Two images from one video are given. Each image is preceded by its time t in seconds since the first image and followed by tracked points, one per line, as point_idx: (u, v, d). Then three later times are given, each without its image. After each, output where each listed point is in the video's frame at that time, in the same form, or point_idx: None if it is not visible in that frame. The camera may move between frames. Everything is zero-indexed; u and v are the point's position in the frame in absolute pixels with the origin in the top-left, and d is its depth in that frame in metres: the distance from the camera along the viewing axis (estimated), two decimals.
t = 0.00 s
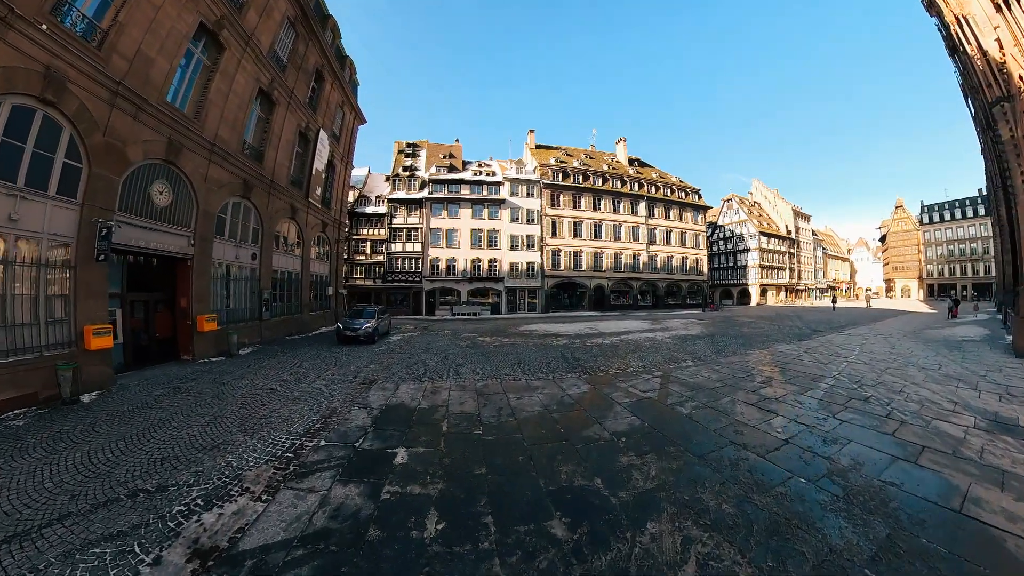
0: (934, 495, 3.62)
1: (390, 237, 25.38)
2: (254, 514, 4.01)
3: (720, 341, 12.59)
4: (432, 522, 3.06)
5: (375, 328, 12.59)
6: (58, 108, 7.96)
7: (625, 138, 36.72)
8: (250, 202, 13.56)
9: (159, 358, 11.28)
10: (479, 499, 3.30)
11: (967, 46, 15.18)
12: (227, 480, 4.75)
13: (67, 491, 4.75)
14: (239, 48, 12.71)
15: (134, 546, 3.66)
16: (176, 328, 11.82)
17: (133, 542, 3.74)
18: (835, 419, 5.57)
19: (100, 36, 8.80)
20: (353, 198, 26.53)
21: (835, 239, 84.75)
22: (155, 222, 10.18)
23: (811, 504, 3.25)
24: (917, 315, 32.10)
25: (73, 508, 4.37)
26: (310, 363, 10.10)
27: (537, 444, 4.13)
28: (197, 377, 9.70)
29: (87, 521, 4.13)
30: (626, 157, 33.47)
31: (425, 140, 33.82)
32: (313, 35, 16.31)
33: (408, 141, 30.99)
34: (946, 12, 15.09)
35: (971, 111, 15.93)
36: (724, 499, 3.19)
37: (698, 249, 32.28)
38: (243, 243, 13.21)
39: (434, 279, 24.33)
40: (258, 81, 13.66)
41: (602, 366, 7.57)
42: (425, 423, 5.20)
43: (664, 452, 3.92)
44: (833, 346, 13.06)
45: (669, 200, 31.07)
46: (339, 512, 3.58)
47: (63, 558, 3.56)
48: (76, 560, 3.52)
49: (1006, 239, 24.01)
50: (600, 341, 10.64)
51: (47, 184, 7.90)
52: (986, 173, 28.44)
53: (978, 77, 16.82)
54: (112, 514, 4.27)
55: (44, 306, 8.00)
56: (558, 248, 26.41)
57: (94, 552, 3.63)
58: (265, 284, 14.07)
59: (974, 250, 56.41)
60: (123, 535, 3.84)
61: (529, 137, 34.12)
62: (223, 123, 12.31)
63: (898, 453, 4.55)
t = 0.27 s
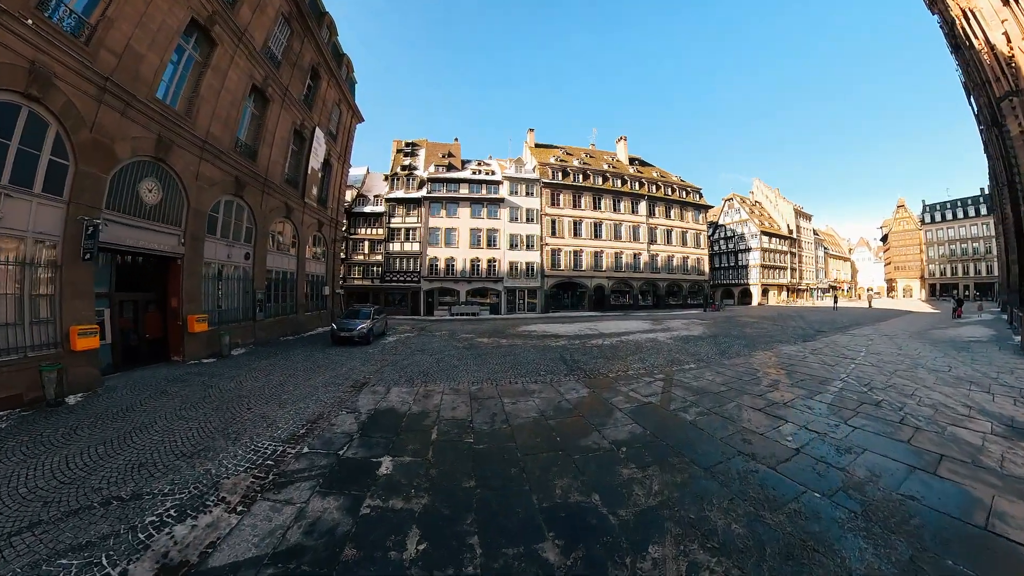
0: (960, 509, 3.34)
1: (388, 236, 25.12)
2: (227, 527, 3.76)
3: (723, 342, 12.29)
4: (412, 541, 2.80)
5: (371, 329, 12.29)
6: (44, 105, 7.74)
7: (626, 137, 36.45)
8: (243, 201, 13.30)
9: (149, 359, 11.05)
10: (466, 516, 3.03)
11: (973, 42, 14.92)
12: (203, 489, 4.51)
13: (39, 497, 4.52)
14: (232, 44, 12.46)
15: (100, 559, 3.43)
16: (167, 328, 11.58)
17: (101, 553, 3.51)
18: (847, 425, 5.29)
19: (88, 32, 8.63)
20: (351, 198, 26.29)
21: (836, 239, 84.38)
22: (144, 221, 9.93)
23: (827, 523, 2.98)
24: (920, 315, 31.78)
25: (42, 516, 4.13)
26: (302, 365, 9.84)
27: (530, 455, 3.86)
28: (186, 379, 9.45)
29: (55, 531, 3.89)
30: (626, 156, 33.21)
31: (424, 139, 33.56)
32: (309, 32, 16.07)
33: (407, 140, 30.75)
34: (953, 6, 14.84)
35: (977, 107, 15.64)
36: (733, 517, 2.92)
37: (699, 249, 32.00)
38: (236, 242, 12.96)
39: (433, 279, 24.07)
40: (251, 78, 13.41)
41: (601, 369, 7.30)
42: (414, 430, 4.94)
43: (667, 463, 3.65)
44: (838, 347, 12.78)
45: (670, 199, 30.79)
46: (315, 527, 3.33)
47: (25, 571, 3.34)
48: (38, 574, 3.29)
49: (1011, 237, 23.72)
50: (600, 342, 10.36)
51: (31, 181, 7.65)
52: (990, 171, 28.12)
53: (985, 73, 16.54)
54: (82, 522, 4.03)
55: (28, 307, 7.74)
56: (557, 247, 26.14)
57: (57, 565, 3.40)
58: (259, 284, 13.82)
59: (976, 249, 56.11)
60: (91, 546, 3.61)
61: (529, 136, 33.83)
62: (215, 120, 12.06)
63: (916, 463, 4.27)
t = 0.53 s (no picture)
0: (989, 523, 3.08)
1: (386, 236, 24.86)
2: (200, 539, 3.52)
3: (726, 343, 12.00)
4: (390, 564, 2.55)
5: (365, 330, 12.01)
6: (30, 100, 7.52)
7: (626, 135, 36.17)
8: (236, 199, 13.05)
9: (138, 360, 10.80)
10: (450, 536, 2.78)
11: (980, 37, 14.62)
12: (180, 498, 4.26)
13: (9, 504, 4.28)
14: (225, 40, 12.22)
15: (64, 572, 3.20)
16: (157, 329, 11.34)
17: (66, 566, 3.28)
18: (860, 433, 5.01)
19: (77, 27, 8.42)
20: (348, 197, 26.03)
21: (838, 238, 83.98)
22: (132, 220, 9.69)
23: (847, 544, 2.71)
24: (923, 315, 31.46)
25: (10, 525, 3.90)
26: (293, 366, 9.58)
27: (523, 466, 3.60)
28: (175, 381, 9.20)
29: (22, 540, 3.66)
30: (627, 155, 32.92)
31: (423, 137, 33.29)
32: (304, 29, 15.82)
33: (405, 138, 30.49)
34: None
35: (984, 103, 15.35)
36: (743, 539, 2.66)
37: (700, 248, 31.70)
38: (229, 241, 12.71)
39: (431, 279, 23.81)
40: (245, 74, 13.16)
41: (601, 371, 7.04)
42: (402, 437, 4.69)
43: (670, 477, 3.39)
44: (844, 348, 12.49)
45: (670, 198, 30.49)
46: (288, 544, 3.09)
47: None
48: None
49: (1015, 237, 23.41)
50: (601, 344, 10.08)
51: (17, 178, 7.42)
52: (995, 169, 27.79)
53: (992, 68, 16.23)
54: (52, 531, 3.80)
55: (12, 306, 7.50)
56: (557, 247, 25.87)
57: None
58: (253, 284, 13.56)
59: (978, 249, 55.78)
60: (56, 558, 3.37)
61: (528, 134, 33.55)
62: (207, 117, 11.82)
63: (936, 474, 3.99)
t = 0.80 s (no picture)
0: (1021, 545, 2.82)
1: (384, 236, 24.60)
2: (174, 556, 3.29)
3: (730, 345, 11.71)
4: None
5: (361, 331, 11.74)
6: (14, 98, 7.29)
7: (627, 135, 35.91)
8: (229, 199, 12.81)
9: (128, 362, 10.58)
10: (433, 561, 2.53)
11: (988, 32, 14.30)
12: (155, 510, 4.02)
13: None
14: (217, 36, 11.98)
15: None
16: (147, 330, 11.12)
17: None
18: (873, 443, 4.74)
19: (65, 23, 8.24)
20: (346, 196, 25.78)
21: (839, 238, 83.63)
22: (121, 219, 9.46)
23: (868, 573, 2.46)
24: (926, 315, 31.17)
25: None
26: (285, 369, 9.33)
27: (515, 482, 3.35)
28: (163, 384, 8.96)
29: None
30: (627, 154, 32.64)
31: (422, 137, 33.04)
32: (299, 26, 15.58)
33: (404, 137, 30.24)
34: None
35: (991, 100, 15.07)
36: (755, 568, 2.40)
37: (701, 248, 31.43)
38: (221, 241, 12.47)
39: (429, 279, 23.55)
40: (238, 72, 12.92)
41: (601, 376, 6.77)
42: (390, 447, 4.44)
43: (673, 494, 3.14)
44: (849, 350, 12.21)
45: (671, 198, 30.23)
46: (260, 566, 2.85)
47: None
48: None
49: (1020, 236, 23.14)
50: (601, 346, 9.81)
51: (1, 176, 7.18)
52: (998, 169, 27.50)
53: (999, 65, 15.94)
54: (18, 546, 3.56)
55: None
56: (557, 247, 25.62)
57: None
58: (246, 284, 13.32)
59: (979, 249, 55.48)
60: None
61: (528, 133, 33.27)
62: (198, 114, 11.59)
63: (957, 488, 3.73)
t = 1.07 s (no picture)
0: None
1: (382, 235, 24.33)
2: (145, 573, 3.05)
3: (733, 347, 11.43)
4: None
5: (356, 332, 11.45)
6: None
7: (627, 134, 35.66)
8: (222, 197, 12.57)
9: (117, 364, 10.33)
10: None
11: (995, 28, 14.04)
12: (130, 522, 3.77)
13: None
14: (210, 32, 11.76)
15: None
16: (138, 332, 10.87)
17: None
18: (889, 452, 4.49)
19: (54, 18, 8.05)
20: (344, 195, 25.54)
21: (840, 239, 83.28)
22: (111, 218, 9.24)
23: None
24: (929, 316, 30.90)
25: None
26: (277, 372, 9.07)
27: (510, 497, 3.11)
28: (152, 386, 8.71)
29: None
30: (628, 153, 32.39)
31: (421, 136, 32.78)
32: (295, 23, 15.35)
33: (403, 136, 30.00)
34: None
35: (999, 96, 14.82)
36: None
37: (702, 248, 31.17)
38: (214, 240, 12.23)
39: (428, 279, 23.29)
40: (232, 68, 12.70)
41: (602, 379, 6.51)
42: (378, 456, 4.19)
43: (681, 512, 2.90)
44: (855, 352, 11.94)
45: (672, 197, 29.98)
46: None
47: None
48: None
49: None
50: (602, 348, 9.53)
51: None
52: (1002, 167, 27.23)
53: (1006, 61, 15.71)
54: None
55: None
56: (557, 246, 25.37)
57: None
58: (240, 284, 13.10)
59: (981, 249, 55.18)
60: None
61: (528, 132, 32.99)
62: (190, 111, 11.37)
63: (983, 501, 3.48)
